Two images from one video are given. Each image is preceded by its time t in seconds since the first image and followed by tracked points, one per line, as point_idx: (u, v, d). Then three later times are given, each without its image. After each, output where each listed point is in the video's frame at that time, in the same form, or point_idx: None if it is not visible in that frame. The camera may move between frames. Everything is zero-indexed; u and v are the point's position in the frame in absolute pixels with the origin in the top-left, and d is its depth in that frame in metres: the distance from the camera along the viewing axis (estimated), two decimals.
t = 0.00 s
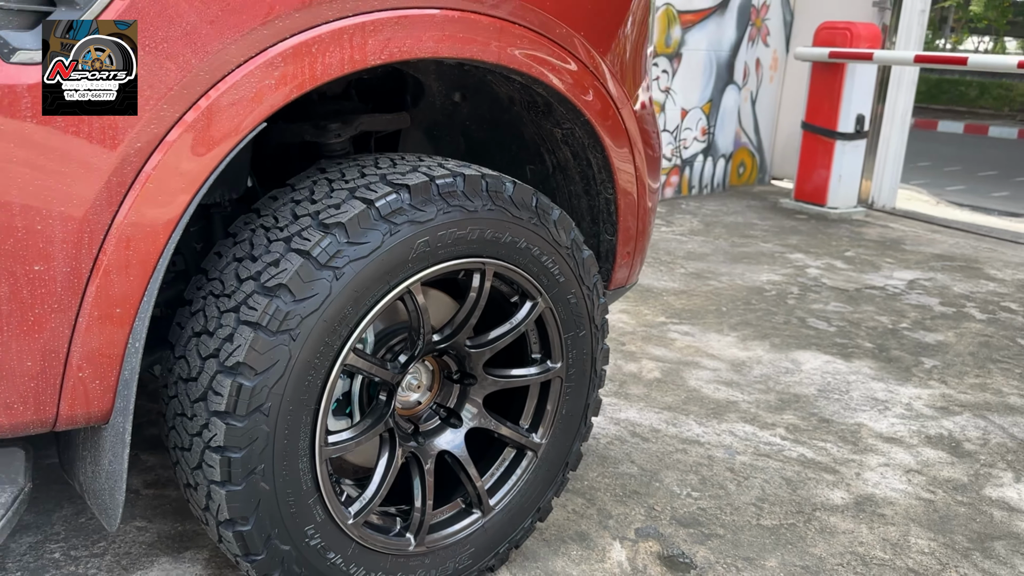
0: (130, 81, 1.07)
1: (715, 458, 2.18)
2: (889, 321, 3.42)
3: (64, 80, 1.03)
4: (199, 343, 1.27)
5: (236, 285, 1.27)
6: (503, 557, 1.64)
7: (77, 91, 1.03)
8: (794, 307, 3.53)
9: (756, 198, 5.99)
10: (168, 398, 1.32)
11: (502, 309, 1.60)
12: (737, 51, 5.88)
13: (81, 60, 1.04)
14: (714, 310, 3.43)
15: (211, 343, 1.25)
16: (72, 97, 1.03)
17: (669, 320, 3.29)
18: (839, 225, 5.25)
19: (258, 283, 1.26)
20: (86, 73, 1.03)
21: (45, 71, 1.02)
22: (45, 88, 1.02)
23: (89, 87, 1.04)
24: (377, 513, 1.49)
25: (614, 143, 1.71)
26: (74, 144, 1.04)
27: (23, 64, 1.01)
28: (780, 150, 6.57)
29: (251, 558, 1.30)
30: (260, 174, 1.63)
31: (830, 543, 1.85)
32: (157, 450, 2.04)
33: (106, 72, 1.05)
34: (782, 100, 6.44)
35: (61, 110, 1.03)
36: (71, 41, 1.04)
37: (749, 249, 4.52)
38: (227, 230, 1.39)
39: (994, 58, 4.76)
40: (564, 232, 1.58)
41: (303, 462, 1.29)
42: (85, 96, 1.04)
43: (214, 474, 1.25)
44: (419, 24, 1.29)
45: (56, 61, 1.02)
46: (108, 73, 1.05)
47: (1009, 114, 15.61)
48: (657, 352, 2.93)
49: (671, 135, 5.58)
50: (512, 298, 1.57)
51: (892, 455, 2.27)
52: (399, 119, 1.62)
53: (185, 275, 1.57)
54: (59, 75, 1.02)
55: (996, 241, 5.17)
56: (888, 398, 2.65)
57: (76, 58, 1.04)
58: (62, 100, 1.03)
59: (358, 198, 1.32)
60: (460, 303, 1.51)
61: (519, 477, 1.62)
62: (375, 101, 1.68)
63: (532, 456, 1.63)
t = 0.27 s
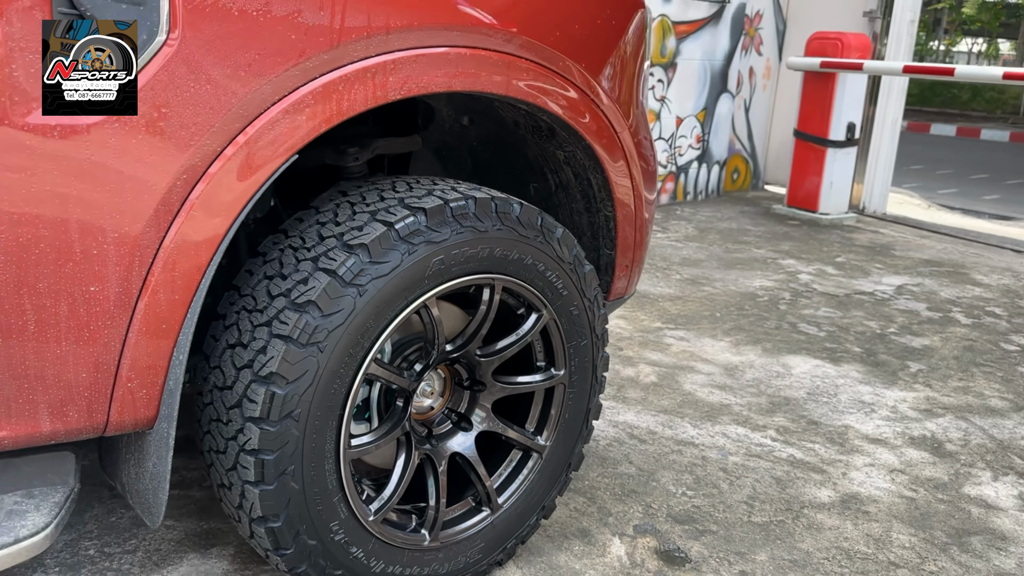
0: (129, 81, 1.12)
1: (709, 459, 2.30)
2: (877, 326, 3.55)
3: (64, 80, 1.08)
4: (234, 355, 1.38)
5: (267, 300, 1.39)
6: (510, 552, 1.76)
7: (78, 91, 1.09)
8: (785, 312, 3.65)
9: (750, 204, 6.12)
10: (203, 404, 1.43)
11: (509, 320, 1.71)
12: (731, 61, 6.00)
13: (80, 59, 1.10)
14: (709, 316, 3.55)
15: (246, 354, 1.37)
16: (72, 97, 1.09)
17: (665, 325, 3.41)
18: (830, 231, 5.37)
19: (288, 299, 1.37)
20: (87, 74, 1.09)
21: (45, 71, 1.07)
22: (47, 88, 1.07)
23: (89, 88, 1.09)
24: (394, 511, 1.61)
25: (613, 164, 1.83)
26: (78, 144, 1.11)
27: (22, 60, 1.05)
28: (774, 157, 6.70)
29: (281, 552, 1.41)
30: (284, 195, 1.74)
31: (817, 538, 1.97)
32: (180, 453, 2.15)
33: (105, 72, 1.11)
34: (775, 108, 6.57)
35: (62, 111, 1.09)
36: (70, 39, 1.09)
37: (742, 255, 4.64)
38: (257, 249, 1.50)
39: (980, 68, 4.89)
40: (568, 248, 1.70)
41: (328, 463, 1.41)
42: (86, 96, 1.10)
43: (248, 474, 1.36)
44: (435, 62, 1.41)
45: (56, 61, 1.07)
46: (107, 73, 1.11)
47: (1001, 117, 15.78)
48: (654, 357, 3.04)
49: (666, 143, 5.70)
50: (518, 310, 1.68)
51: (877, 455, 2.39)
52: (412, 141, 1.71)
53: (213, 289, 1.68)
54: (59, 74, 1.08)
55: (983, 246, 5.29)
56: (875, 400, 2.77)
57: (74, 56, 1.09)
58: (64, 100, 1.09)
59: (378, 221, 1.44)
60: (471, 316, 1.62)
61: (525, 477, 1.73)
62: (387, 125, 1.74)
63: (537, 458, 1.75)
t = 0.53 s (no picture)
0: (129, 81, 1.19)
1: (710, 455, 2.42)
2: (870, 327, 3.68)
3: (65, 80, 1.14)
4: (278, 360, 1.51)
5: (308, 309, 1.51)
6: (527, 542, 1.88)
7: (78, 91, 1.15)
8: (781, 314, 3.78)
9: (746, 207, 6.25)
10: (247, 405, 1.55)
11: (526, 325, 1.83)
12: (727, 67, 6.14)
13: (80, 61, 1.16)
14: (708, 318, 3.67)
15: (288, 359, 1.49)
16: (72, 97, 1.15)
17: (666, 327, 3.53)
18: (824, 234, 5.50)
19: (327, 308, 1.49)
20: (88, 73, 1.15)
21: (46, 71, 1.12)
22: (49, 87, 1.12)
23: (90, 87, 1.16)
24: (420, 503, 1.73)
25: (621, 178, 1.95)
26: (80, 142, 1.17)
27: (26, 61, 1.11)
28: (769, 160, 6.83)
29: (320, 541, 1.53)
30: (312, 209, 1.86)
31: (813, 529, 2.09)
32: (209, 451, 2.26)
33: (105, 72, 1.17)
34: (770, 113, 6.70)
35: (62, 110, 1.14)
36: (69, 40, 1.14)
37: (739, 258, 4.76)
38: (295, 262, 1.62)
39: (969, 76, 5.03)
40: (580, 258, 1.82)
41: (364, 459, 1.53)
42: (86, 95, 1.16)
43: (291, 469, 1.48)
44: (459, 89, 1.54)
45: (56, 61, 1.13)
46: (107, 73, 1.17)
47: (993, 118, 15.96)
48: (656, 358, 3.17)
49: (664, 148, 5.83)
50: (534, 316, 1.80)
51: (869, 451, 2.52)
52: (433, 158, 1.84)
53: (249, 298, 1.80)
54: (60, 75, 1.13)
55: (974, 248, 5.43)
56: (868, 399, 2.90)
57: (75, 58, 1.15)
58: (65, 100, 1.14)
59: (409, 235, 1.56)
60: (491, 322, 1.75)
61: (541, 472, 1.86)
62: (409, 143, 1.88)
63: (552, 453, 1.87)
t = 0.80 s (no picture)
0: (129, 81, 1.24)
1: (711, 454, 2.52)
2: (864, 329, 3.78)
3: (65, 79, 1.19)
4: (306, 367, 1.60)
5: (335, 320, 1.61)
6: (538, 539, 1.97)
7: (78, 91, 1.20)
8: (777, 316, 3.88)
9: (742, 210, 6.35)
10: (276, 411, 1.64)
11: (536, 332, 1.93)
12: (722, 72, 6.24)
13: (79, 59, 1.20)
14: (706, 321, 3.77)
15: (317, 367, 1.59)
16: (72, 97, 1.20)
17: (666, 330, 3.63)
18: (819, 237, 5.61)
19: (353, 319, 1.59)
20: (88, 75, 1.20)
21: (46, 72, 1.17)
22: (48, 88, 1.18)
23: (89, 87, 1.21)
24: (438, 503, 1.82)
25: (625, 191, 2.05)
26: (80, 141, 1.22)
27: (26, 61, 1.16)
28: (764, 164, 6.93)
29: (347, 538, 1.62)
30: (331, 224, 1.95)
31: (811, 524, 2.19)
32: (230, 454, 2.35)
33: (105, 71, 1.22)
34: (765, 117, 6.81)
35: (62, 110, 1.20)
36: (70, 40, 1.19)
37: (735, 261, 4.86)
38: (319, 274, 1.71)
39: (959, 82, 5.14)
40: (588, 268, 1.91)
41: (387, 460, 1.62)
42: (85, 95, 1.21)
43: (321, 470, 1.57)
44: (475, 112, 1.64)
45: (56, 61, 1.18)
46: (107, 72, 1.23)
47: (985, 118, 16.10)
48: (657, 361, 3.26)
49: (661, 152, 5.93)
50: (544, 324, 1.90)
51: (863, 450, 2.62)
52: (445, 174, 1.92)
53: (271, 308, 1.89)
54: (60, 75, 1.18)
55: (965, 250, 5.54)
56: (862, 399, 3.00)
57: (74, 57, 1.20)
58: (64, 100, 1.19)
59: (428, 250, 1.66)
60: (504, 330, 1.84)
61: (551, 471, 1.95)
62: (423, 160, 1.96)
63: (561, 454, 1.96)
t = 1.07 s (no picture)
0: (128, 80, 1.31)
1: (704, 450, 2.63)
2: (852, 328, 3.90)
3: (64, 79, 1.26)
4: (323, 372, 1.71)
5: (350, 327, 1.71)
6: (541, 532, 2.08)
7: (78, 90, 1.27)
8: (768, 317, 4.00)
9: (734, 212, 6.47)
10: (295, 412, 1.75)
11: (538, 336, 2.04)
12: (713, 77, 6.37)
13: (80, 60, 1.28)
14: (699, 322, 3.88)
15: (334, 371, 1.69)
16: (72, 97, 1.27)
17: (660, 331, 3.74)
18: (809, 238, 5.73)
19: (367, 326, 1.70)
20: (87, 75, 1.27)
21: (46, 71, 1.24)
22: (49, 86, 1.24)
23: (88, 86, 1.27)
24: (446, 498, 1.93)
25: (620, 201, 2.16)
26: (81, 140, 1.29)
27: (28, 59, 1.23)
28: (755, 166, 7.05)
29: (363, 531, 1.73)
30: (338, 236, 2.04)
31: (799, 516, 2.30)
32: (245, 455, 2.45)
33: (105, 71, 1.29)
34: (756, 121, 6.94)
35: (62, 110, 1.26)
36: (71, 41, 1.26)
37: (727, 263, 4.98)
38: (334, 284, 1.82)
39: (943, 86, 5.28)
40: (586, 275, 2.02)
41: (400, 458, 1.73)
42: (85, 94, 1.27)
43: (338, 468, 1.68)
44: (479, 131, 1.76)
45: (56, 61, 1.25)
46: (107, 72, 1.29)
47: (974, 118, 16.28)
48: (652, 361, 3.38)
49: (654, 156, 6.05)
50: (546, 328, 2.01)
51: (850, 444, 2.74)
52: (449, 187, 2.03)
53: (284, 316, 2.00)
54: (60, 75, 1.25)
55: (952, 249, 5.67)
56: (849, 396, 3.12)
57: (75, 57, 1.27)
58: (64, 100, 1.26)
59: (437, 261, 1.77)
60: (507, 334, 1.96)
61: (553, 468, 2.06)
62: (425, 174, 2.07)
63: (562, 452, 2.07)
